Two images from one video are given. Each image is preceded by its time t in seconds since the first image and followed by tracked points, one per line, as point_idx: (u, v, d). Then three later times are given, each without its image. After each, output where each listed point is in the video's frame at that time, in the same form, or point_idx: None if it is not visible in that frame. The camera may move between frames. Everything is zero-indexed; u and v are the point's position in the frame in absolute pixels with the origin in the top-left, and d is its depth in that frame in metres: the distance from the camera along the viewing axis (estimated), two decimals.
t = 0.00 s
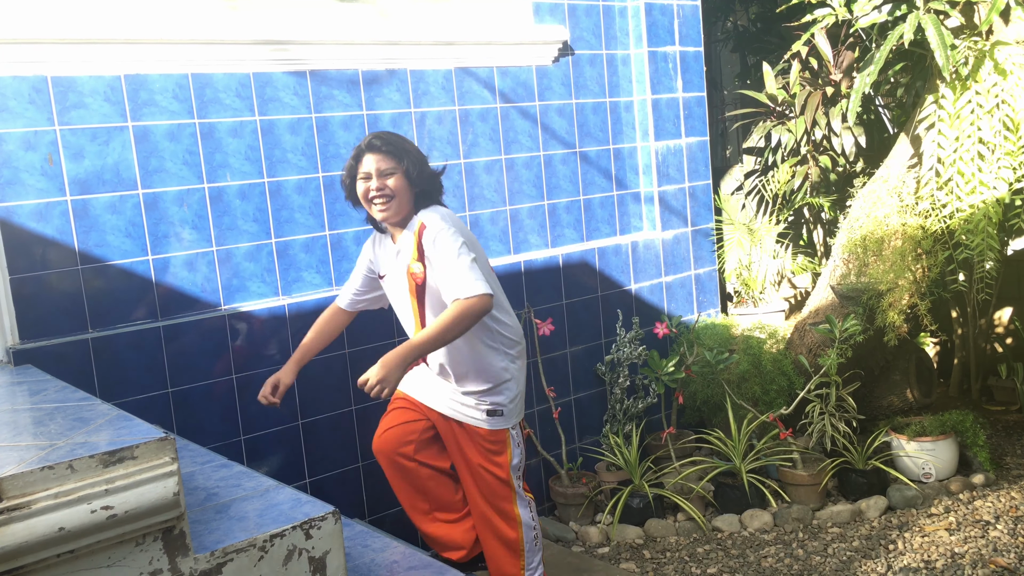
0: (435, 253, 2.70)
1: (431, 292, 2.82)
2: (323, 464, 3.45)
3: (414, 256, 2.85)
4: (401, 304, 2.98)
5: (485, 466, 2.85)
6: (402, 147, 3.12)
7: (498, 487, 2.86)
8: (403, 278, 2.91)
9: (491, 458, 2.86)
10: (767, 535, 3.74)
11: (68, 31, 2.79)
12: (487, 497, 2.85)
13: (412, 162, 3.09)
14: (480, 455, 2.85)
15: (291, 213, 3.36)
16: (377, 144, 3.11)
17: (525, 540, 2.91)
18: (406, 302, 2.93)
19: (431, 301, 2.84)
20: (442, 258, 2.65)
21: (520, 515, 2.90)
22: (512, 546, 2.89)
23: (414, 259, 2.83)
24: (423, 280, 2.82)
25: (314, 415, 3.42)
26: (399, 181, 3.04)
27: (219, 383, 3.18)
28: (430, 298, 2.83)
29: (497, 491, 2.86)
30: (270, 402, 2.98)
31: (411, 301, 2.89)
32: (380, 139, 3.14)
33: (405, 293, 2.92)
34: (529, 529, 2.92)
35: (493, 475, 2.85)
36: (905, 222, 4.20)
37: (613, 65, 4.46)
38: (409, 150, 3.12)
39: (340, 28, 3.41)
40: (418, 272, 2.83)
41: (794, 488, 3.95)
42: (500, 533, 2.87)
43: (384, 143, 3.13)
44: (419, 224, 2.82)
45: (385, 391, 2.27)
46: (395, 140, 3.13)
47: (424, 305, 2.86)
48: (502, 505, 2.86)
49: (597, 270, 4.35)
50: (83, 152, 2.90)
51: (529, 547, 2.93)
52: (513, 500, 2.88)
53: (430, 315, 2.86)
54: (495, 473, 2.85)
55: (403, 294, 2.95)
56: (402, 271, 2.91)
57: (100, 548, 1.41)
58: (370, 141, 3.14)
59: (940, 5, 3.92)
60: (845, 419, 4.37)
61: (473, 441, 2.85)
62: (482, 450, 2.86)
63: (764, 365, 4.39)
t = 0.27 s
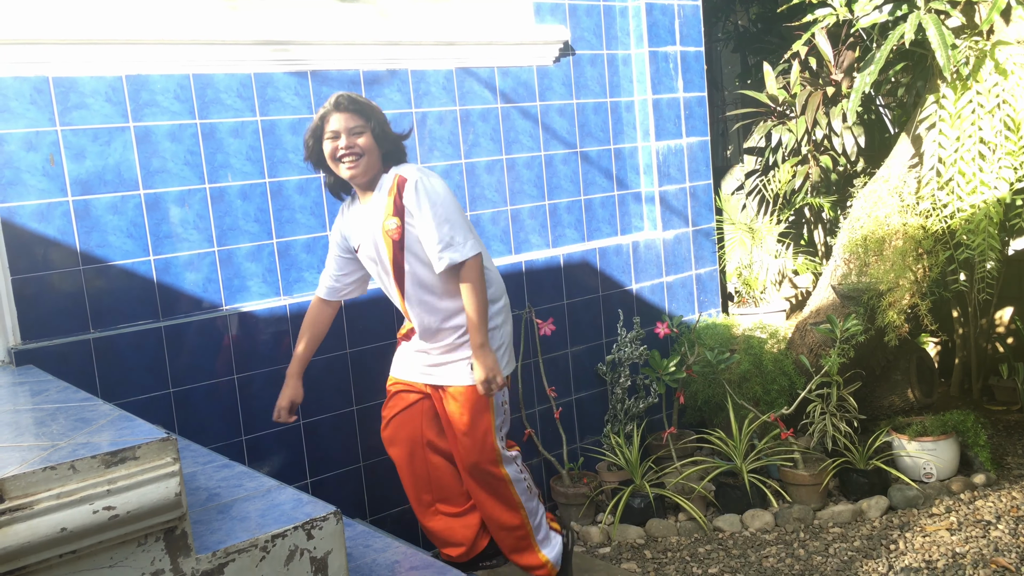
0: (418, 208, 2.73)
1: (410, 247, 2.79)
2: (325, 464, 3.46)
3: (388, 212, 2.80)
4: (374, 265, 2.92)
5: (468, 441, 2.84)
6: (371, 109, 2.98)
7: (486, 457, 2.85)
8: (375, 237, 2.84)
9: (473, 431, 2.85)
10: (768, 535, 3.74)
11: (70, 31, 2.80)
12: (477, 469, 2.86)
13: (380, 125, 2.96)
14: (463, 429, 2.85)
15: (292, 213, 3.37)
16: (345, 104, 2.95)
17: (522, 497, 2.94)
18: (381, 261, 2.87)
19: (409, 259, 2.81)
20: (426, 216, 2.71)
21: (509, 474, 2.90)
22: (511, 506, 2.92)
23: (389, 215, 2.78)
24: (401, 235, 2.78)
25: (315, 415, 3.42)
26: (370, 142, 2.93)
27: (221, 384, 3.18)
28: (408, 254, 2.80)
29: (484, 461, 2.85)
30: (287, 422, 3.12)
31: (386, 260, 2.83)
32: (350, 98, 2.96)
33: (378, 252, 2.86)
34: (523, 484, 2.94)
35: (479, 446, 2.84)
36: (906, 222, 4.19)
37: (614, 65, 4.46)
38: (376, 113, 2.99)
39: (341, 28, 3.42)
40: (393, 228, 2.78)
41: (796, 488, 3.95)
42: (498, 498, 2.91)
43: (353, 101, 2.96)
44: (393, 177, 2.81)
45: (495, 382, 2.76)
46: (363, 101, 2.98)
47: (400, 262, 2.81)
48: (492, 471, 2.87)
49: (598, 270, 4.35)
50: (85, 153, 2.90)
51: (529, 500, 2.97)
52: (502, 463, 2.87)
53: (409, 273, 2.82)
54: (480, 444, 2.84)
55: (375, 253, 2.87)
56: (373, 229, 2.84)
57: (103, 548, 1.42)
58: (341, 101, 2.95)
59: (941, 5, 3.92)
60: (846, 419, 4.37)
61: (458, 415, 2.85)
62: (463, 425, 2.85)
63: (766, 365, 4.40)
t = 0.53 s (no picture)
0: (442, 145, 2.86)
1: (423, 185, 2.88)
2: (327, 466, 3.46)
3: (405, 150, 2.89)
4: (377, 202, 2.95)
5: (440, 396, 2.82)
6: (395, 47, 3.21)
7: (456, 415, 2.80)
8: (387, 171, 2.92)
9: (446, 387, 2.83)
10: (770, 536, 3.74)
11: (72, 34, 2.80)
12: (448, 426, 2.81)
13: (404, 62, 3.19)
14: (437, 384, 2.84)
15: (294, 215, 3.37)
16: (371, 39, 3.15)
17: (494, 463, 2.85)
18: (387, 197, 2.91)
19: (420, 196, 2.88)
20: (449, 154, 2.85)
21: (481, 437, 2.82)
22: (481, 469, 2.85)
23: (408, 151, 2.88)
24: (417, 171, 2.87)
25: (317, 417, 3.43)
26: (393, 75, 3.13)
27: (223, 385, 3.19)
28: (419, 190, 2.88)
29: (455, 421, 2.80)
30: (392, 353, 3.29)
31: (394, 195, 2.89)
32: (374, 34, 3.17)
33: (386, 187, 2.91)
34: (497, 450, 2.86)
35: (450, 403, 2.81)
36: (907, 224, 4.19)
37: (615, 67, 4.46)
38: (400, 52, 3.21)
39: (343, 30, 3.42)
40: (410, 164, 2.87)
41: (798, 490, 3.94)
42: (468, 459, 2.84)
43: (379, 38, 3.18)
44: (418, 119, 2.93)
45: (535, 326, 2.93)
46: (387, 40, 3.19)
47: (411, 198, 2.88)
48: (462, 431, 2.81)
49: (599, 272, 4.35)
50: (87, 155, 2.91)
51: (505, 468, 2.88)
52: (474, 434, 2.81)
53: (415, 211, 2.88)
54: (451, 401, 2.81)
55: (380, 191, 2.94)
56: (387, 164, 2.93)
57: (105, 550, 1.42)
58: (365, 35, 3.15)
59: (942, 7, 3.91)
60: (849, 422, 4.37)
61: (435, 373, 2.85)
62: (437, 381, 2.84)
63: (768, 367, 4.41)
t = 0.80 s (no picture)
0: (467, 158, 2.75)
1: (440, 195, 2.78)
2: (326, 468, 3.46)
3: (428, 155, 2.78)
4: (391, 202, 2.85)
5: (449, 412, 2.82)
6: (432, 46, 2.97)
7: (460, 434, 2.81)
8: (405, 172, 2.80)
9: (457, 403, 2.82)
10: (770, 538, 3.74)
11: (72, 37, 2.80)
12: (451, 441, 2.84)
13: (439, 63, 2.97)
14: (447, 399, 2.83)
15: (293, 218, 3.37)
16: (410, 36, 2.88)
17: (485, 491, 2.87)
18: (401, 201, 2.81)
19: (436, 206, 2.78)
20: (473, 171, 2.74)
21: (481, 463, 2.85)
22: (473, 495, 2.86)
23: (431, 157, 2.77)
24: (437, 179, 2.77)
25: (317, 419, 3.43)
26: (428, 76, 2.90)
27: (222, 388, 3.19)
28: (435, 200, 2.78)
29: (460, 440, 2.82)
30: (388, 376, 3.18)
31: (410, 199, 2.78)
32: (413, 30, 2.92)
33: (403, 188, 2.81)
34: (491, 478, 2.88)
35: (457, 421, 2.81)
36: (906, 225, 4.19)
37: (615, 69, 4.46)
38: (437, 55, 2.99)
39: (342, 33, 3.43)
40: (431, 171, 2.76)
41: (798, 491, 3.94)
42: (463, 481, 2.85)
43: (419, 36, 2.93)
44: (448, 126, 2.80)
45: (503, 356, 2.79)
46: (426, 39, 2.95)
47: (428, 206, 2.78)
48: (464, 451, 2.83)
49: (599, 273, 4.35)
50: (86, 158, 2.91)
51: (493, 500, 2.90)
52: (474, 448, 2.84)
53: (427, 221, 2.79)
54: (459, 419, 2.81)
55: (397, 193, 2.84)
56: (407, 165, 2.81)
57: (103, 553, 1.42)
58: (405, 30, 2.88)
59: (940, 8, 3.91)
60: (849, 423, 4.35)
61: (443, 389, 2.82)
62: (447, 395, 2.82)
63: (767, 369, 4.41)
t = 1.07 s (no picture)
0: (487, 171, 2.84)
1: (460, 208, 2.89)
2: (324, 468, 3.46)
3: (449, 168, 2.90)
4: (414, 215, 2.97)
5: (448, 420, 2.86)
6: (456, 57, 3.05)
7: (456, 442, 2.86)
8: (428, 186, 2.93)
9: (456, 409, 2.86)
10: (768, 537, 3.74)
11: (67, 39, 2.80)
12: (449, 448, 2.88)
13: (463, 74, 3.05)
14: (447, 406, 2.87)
15: (290, 218, 3.37)
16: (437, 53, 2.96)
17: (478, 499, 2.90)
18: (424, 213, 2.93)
19: (456, 217, 2.89)
20: (491, 184, 2.83)
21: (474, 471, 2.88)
22: (467, 500, 2.88)
23: (452, 171, 2.88)
24: (458, 192, 2.88)
25: (315, 420, 3.43)
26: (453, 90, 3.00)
27: (219, 388, 3.19)
28: (456, 212, 2.89)
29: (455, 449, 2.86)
30: (392, 375, 3.17)
31: (432, 212, 2.90)
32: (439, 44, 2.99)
33: (427, 201, 2.93)
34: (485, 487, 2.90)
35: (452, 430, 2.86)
36: (903, 224, 4.19)
37: (611, 69, 4.46)
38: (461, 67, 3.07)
39: (338, 33, 3.42)
40: (453, 184, 2.88)
41: (795, 490, 3.95)
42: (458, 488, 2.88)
43: (445, 49, 3.00)
44: (468, 140, 2.92)
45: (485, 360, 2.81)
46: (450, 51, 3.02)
47: (449, 217, 2.89)
48: (457, 460, 2.86)
49: (597, 273, 4.35)
50: (82, 159, 2.91)
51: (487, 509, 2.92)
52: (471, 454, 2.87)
53: (449, 233, 2.90)
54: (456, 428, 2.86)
55: (421, 205, 2.95)
56: (430, 179, 2.93)
57: (100, 554, 1.42)
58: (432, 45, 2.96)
59: (936, 7, 3.91)
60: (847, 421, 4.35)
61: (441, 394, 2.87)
62: (446, 398, 2.85)
63: (765, 368, 4.41)
